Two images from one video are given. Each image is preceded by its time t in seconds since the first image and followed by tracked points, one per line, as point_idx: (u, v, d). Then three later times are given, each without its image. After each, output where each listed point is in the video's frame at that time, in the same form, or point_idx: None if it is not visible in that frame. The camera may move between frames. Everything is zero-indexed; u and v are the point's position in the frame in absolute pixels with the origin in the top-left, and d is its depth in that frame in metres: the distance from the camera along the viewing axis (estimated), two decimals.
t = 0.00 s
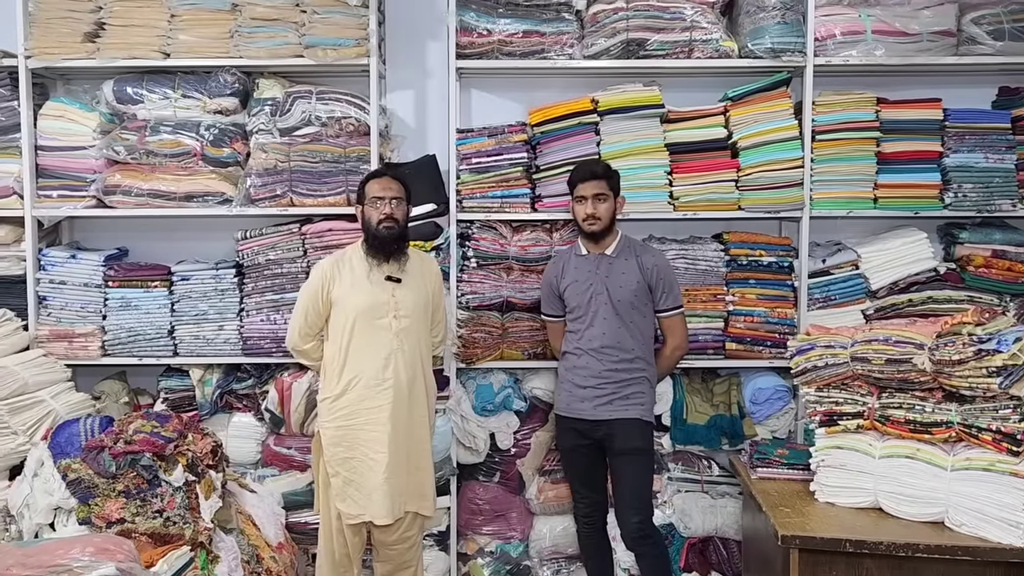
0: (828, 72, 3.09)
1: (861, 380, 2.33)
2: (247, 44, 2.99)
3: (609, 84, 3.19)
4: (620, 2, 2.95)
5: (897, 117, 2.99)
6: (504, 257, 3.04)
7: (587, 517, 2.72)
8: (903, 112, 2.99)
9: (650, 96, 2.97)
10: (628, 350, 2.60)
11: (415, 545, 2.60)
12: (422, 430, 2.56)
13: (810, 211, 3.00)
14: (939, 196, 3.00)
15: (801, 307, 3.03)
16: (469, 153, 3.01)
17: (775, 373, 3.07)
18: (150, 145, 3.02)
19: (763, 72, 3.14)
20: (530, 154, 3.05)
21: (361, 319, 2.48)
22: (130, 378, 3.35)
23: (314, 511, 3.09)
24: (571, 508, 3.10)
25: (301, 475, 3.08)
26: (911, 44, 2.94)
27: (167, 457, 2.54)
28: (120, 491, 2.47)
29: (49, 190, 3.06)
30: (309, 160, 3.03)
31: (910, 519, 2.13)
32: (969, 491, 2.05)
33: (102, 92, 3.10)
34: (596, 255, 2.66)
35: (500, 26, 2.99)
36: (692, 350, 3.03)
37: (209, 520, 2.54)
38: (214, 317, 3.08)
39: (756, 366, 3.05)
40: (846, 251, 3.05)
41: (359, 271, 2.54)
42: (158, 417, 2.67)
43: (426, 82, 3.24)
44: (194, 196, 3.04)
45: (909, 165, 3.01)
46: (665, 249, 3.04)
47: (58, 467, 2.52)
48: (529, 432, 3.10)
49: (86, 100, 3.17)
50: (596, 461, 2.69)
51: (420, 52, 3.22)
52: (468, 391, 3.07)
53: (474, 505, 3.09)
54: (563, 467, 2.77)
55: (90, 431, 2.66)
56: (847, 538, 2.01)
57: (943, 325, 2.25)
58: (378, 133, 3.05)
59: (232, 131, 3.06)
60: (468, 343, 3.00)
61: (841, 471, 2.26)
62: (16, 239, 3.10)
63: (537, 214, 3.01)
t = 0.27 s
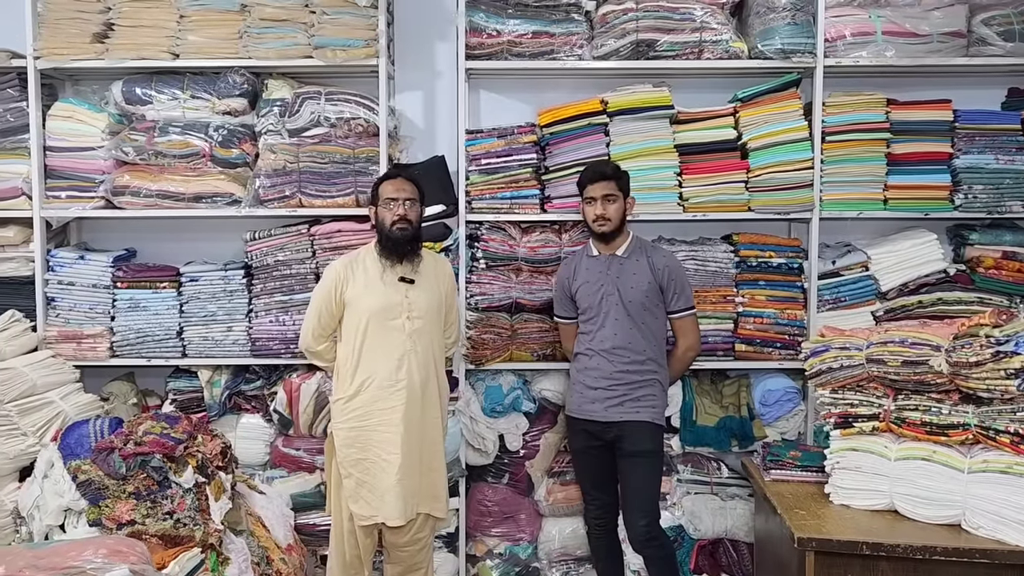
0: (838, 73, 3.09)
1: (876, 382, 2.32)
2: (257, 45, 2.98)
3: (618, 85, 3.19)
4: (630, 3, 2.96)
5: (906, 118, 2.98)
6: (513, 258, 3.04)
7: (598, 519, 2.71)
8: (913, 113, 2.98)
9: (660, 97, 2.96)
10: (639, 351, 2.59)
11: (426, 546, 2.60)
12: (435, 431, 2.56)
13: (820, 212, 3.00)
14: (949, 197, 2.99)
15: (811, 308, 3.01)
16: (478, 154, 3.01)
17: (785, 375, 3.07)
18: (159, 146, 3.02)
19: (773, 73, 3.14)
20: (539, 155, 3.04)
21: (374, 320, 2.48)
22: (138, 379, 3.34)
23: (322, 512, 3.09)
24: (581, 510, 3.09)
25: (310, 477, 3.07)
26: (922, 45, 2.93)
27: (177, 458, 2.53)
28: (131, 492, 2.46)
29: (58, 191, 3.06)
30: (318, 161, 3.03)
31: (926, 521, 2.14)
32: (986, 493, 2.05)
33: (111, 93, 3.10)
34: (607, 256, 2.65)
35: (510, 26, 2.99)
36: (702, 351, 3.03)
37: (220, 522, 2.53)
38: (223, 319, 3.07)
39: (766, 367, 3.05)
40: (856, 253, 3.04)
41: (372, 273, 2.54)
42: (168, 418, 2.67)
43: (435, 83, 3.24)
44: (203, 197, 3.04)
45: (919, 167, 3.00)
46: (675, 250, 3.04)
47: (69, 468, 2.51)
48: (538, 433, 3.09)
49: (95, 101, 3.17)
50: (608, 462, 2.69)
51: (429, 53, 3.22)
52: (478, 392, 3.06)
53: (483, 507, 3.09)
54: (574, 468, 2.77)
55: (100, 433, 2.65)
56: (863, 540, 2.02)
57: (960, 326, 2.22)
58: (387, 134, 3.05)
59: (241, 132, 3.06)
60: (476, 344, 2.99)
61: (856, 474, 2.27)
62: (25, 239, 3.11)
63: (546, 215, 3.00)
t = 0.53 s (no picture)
0: (847, 73, 3.08)
1: (892, 384, 2.31)
2: (266, 45, 2.98)
3: (628, 85, 3.19)
4: (640, 3, 2.94)
5: (917, 119, 2.98)
6: (522, 259, 3.03)
7: (610, 519, 2.70)
8: (923, 113, 2.98)
9: (669, 97, 2.96)
10: (652, 352, 2.58)
11: (438, 547, 2.60)
12: (449, 432, 2.59)
13: (830, 213, 2.99)
14: (959, 197, 2.99)
15: (821, 309, 3.00)
16: (488, 155, 3.00)
17: (794, 376, 3.08)
18: (168, 146, 3.02)
19: (783, 74, 3.13)
20: (549, 155, 3.04)
21: (389, 321, 2.52)
22: (146, 379, 3.34)
23: (331, 513, 3.08)
24: (590, 510, 3.09)
25: (318, 477, 3.07)
26: (932, 46, 2.93)
27: (188, 458, 2.52)
28: (142, 493, 2.46)
29: (67, 191, 3.05)
30: (327, 161, 3.03)
31: (943, 523, 2.14)
32: (1003, 495, 2.07)
33: (120, 93, 3.09)
34: (618, 256, 2.65)
35: (519, 26, 2.98)
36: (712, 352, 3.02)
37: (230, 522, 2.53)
38: (231, 319, 3.07)
39: (776, 368, 3.04)
40: (865, 253, 3.03)
41: (386, 274, 2.58)
42: (178, 419, 2.66)
43: (444, 83, 3.23)
44: (212, 197, 3.04)
45: (929, 167, 3.00)
46: (685, 250, 3.04)
47: (79, 468, 2.50)
48: (547, 433, 3.09)
49: (103, 101, 3.16)
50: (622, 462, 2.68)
51: (438, 53, 3.22)
52: (486, 393, 3.06)
53: (492, 507, 3.09)
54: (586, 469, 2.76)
55: (110, 433, 2.64)
56: (880, 542, 2.02)
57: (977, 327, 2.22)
58: (396, 134, 3.04)
59: (250, 132, 3.05)
60: (486, 345, 3.00)
61: (871, 475, 2.27)
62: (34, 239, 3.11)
63: (555, 216, 3.00)
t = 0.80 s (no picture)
0: (857, 69, 3.08)
1: (907, 380, 2.31)
2: (275, 42, 2.97)
3: (637, 82, 3.18)
4: None
5: (927, 115, 2.97)
6: (531, 255, 3.03)
7: (624, 517, 2.70)
8: (934, 109, 2.97)
9: (679, 93, 2.95)
10: (670, 349, 2.59)
11: (450, 544, 2.63)
12: (464, 429, 2.61)
13: (840, 210, 2.99)
14: (969, 194, 2.99)
15: (831, 306, 3.00)
16: (498, 151, 3.00)
17: (804, 373, 3.07)
18: (177, 142, 3.01)
19: (793, 70, 3.13)
20: (558, 152, 3.03)
21: (404, 318, 2.54)
22: (155, 376, 3.33)
23: (340, 510, 3.08)
24: (599, 507, 3.08)
25: (327, 474, 3.07)
26: (943, 42, 2.92)
27: (199, 455, 2.52)
28: (153, 489, 2.46)
29: (76, 187, 3.05)
30: (336, 157, 3.02)
31: (960, 520, 2.15)
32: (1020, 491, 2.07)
33: (128, 89, 3.09)
34: (638, 253, 2.65)
35: (529, 23, 2.97)
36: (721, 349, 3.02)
37: (241, 518, 2.52)
38: (240, 316, 3.06)
39: (785, 365, 3.04)
40: (875, 250, 3.02)
41: (402, 271, 2.60)
42: (187, 415, 2.63)
43: (453, 80, 3.23)
44: (221, 193, 3.03)
45: (940, 163, 2.99)
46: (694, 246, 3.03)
47: (91, 465, 2.51)
48: (557, 431, 3.08)
49: (112, 97, 3.16)
50: (638, 460, 2.68)
51: (446, 49, 3.21)
52: (496, 389, 3.06)
53: (501, 504, 3.08)
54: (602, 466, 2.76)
55: (120, 430, 2.64)
56: (897, 539, 2.03)
57: (994, 323, 2.23)
58: (406, 131, 3.04)
59: (259, 128, 3.05)
60: (496, 342, 3.00)
61: (886, 472, 2.27)
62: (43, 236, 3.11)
63: (565, 212, 2.99)
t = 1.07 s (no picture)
0: (865, 64, 3.07)
1: (920, 374, 2.31)
2: (283, 36, 2.97)
3: (645, 77, 3.18)
4: None
5: (936, 110, 2.97)
6: (539, 250, 3.03)
7: (641, 512, 2.71)
8: (942, 104, 2.96)
9: (688, 88, 2.95)
10: (696, 344, 2.59)
11: (460, 539, 2.64)
12: (476, 425, 2.61)
13: (848, 204, 2.98)
14: (978, 188, 2.98)
15: (839, 301, 3.00)
16: (506, 146, 2.99)
17: (812, 368, 3.07)
18: (184, 137, 3.01)
19: (801, 65, 3.12)
20: (566, 147, 3.03)
21: (416, 314, 2.55)
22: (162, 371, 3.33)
23: (348, 504, 3.08)
24: (607, 502, 3.07)
25: (335, 469, 3.08)
26: (952, 36, 2.91)
27: (207, 450, 2.53)
28: (162, 484, 2.46)
29: (83, 182, 3.05)
30: (344, 152, 3.02)
31: (974, 514, 2.15)
32: None
33: (135, 83, 3.08)
34: (667, 245, 2.65)
35: (537, 17, 2.97)
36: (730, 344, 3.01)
37: (250, 513, 2.54)
38: (248, 311, 3.06)
39: (793, 360, 3.02)
40: (884, 245, 3.03)
41: (414, 266, 2.61)
42: (197, 410, 2.67)
43: (460, 74, 3.22)
44: (228, 188, 3.03)
45: (949, 158, 2.99)
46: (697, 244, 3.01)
47: (99, 460, 2.50)
48: (564, 425, 3.09)
49: (119, 92, 3.15)
50: (657, 455, 2.70)
51: (453, 44, 3.20)
52: (504, 384, 3.05)
53: (509, 499, 3.09)
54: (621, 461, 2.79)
55: (129, 425, 2.64)
56: (911, 533, 2.03)
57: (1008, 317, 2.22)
58: (413, 125, 3.03)
59: (266, 123, 3.04)
60: (504, 336, 3.00)
61: (898, 466, 2.28)
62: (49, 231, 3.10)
63: (573, 207, 2.99)
